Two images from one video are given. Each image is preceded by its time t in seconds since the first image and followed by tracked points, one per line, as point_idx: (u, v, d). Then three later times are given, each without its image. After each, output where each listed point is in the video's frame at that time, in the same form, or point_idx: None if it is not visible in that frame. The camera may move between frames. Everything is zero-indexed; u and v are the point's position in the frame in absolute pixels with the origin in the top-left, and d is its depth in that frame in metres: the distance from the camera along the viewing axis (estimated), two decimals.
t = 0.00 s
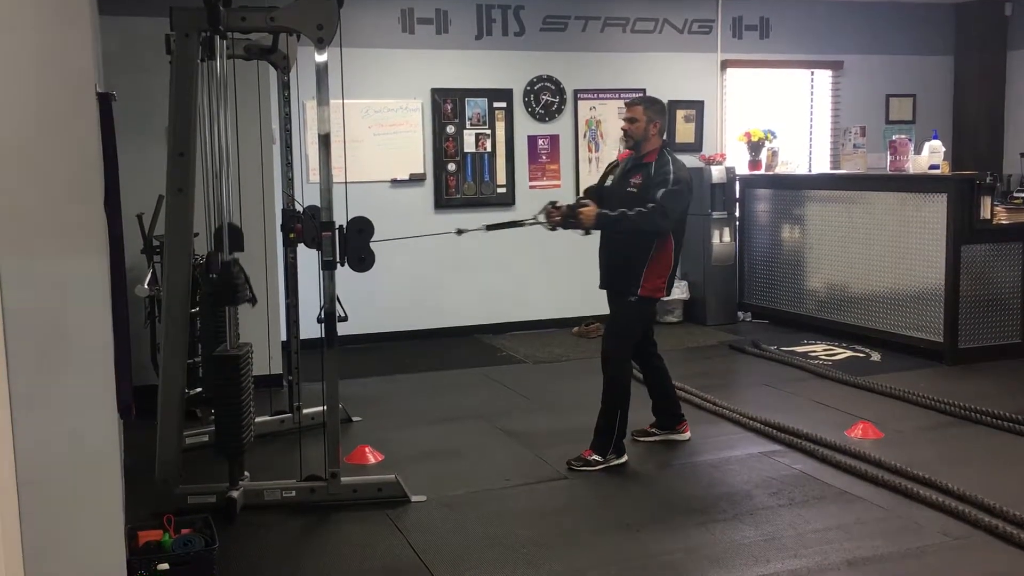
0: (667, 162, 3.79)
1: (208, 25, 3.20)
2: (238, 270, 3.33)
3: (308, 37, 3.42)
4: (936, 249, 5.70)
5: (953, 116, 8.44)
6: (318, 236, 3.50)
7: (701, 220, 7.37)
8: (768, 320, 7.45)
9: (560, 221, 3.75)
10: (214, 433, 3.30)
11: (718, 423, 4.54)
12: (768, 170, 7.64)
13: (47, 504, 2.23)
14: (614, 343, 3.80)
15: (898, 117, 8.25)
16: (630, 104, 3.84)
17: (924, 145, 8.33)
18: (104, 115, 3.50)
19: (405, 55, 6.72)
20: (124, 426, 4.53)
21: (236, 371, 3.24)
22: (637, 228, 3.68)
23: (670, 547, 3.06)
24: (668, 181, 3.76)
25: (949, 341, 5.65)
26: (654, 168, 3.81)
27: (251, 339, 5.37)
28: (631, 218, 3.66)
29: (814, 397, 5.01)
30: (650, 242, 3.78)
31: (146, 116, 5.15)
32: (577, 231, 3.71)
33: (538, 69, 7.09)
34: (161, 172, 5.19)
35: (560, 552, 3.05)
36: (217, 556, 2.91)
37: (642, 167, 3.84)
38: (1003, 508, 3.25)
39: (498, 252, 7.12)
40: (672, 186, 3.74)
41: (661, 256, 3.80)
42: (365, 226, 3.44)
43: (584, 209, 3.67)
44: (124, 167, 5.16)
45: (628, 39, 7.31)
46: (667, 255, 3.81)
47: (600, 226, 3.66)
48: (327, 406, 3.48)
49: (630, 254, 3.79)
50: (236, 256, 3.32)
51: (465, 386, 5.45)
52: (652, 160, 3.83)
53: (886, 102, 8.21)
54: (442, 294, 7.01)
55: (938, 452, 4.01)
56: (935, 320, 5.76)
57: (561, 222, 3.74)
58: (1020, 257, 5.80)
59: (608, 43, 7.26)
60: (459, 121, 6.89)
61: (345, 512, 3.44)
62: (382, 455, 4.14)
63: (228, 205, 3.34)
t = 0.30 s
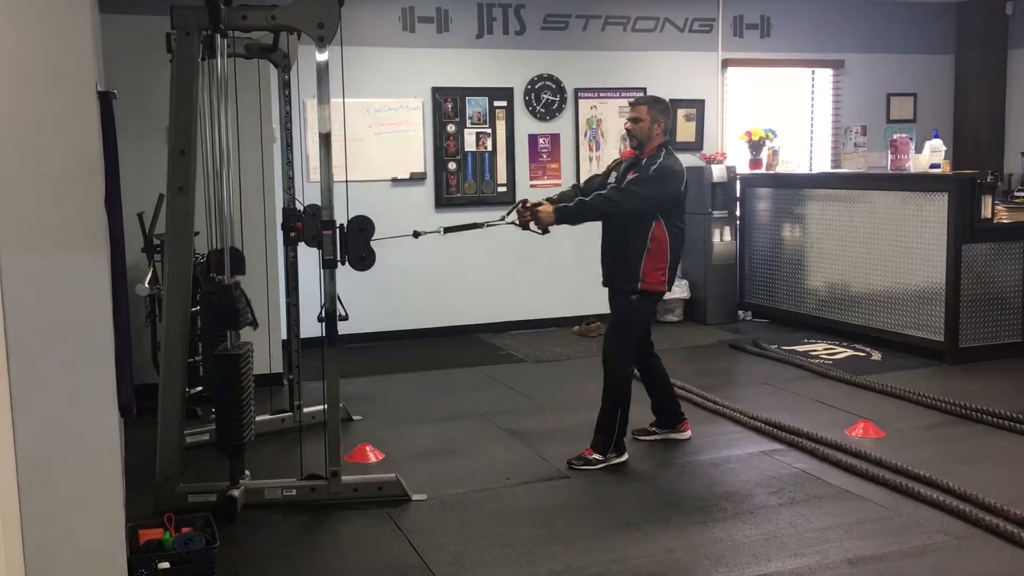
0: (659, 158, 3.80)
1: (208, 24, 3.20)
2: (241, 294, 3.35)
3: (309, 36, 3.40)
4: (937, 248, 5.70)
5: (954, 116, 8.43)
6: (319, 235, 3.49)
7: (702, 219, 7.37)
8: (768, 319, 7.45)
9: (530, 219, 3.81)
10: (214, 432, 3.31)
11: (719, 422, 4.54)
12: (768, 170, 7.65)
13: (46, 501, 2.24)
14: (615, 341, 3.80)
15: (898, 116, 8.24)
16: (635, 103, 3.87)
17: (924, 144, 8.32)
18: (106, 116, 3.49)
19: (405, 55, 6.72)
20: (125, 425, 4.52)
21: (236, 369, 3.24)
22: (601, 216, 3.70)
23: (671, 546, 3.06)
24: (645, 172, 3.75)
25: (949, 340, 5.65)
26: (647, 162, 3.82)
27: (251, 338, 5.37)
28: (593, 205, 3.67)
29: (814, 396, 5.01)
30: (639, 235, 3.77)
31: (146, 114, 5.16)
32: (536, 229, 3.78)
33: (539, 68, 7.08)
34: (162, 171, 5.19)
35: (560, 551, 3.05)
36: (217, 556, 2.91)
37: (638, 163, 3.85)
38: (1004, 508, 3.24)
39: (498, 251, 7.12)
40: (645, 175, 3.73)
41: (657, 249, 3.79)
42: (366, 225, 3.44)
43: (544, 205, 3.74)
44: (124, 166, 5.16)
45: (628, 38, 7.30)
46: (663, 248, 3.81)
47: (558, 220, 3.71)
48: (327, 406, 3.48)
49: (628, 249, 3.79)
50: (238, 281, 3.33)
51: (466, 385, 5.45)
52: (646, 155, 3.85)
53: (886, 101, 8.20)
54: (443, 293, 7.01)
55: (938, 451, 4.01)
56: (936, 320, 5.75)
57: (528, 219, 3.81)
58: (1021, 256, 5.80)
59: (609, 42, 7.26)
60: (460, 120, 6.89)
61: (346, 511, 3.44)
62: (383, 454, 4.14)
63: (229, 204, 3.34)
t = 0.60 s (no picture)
0: (668, 160, 3.79)
1: (208, 24, 3.20)
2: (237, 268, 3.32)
3: (309, 36, 3.40)
4: (937, 248, 5.70)
5: (953, 116, 8.44)
6: (318, 235, 3.48)
7: (701, 219, 7.37)
8: (768, 319, 7.45)
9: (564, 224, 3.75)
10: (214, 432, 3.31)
11: (719, 422, 4.54)
12: (768, 170, 7.64)
13: (47, 501, 2.25)
14: (614, 341, 3.80)
15: (898, 116, 8.24)
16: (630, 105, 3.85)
17: (924, 144, 8.33)
18: (105, 115, 3.50)
19: (405, 54, 6.72)
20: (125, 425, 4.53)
21: (236, 370, 3.24)
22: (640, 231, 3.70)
23: (671, 546, 3.06)
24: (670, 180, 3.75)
25: (949, 340, 5.65)
26: (654, 165, 3.81)
27: (250, 337, 5.37)
28: (636, 222, 3.67)
29: (813, 396, 5.01)
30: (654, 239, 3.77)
31: (145, 114, 5.15)
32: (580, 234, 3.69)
33: (539, 68, 7.08)
34: (161, 171, 5.18)
35: (560, 551, 3.05)
36: (217, 555, 2.91)
37: (645, 165, 3.84)
38: (1003, 508, 3.25)
39: (497, 251, 7.12)
40: (674, 185, 3.73)
41: (658, 253, 3.79)
42: (366, 224, 3.45)
43: (588, 213, 3.64)
44: (124, 166, 5.16)
45: (628, 37, 7.30)
46: (664, 252, 3.81)
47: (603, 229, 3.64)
48: (327, 406, 3.47)
49: (629, 250, 3.79)
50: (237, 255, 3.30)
51: (465, 384, 5.45)
52: (655, 157, 3.84)
53: (886, 101, 8.20)
54: (443, 292, 7.01)
55: (938, 451, 4.01)
56: (936, 320, 5.75)
57: (564, 225, 3.73)
58: (1021, 256, 5.80)
59: (609, 42, 7.26)
60: (460, 120, 6.89)
61: (345, 511, 3.44)
62: (382, 454, 4.14)
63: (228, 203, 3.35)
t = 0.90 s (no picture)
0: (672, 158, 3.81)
1: (208, 23, 3.20)
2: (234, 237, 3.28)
3: (309, 36, 3.39)
4: (936, 249, 5.70)
5: (953, 117, 8.45)
6: (318, 235, 3.48)
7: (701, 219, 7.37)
8: (767, 320, 7.45)
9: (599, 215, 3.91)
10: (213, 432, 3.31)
11: (718, 422, 4.54)
12: (767, 170, 7.65)
13: (46, 501, 2.24)
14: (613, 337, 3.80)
15: (897, 117, 8.25)
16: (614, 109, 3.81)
17: (923, 144, 8.34)
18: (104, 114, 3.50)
19: (405, 54, 6.72)
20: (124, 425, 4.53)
21: (235, 370, 3.24)
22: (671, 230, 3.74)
23: (669, 546, 3.06)
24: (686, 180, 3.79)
25: (948, 340, 5.66)
26: (658, 164, 3.82)
27: (249, 337, 5.37)
28: (674, 221, 3.71)
29: (812, 396, 5.01)
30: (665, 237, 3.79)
31: (144, 113, 5.15)
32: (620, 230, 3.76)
33: (539, 68, 7.08)
34: (161, 170, 5.18)
35: (558, 551, 3.05)
36: (215, 555, 2.90)
37: (644, 165, 3.83)
38: (1002, 509, 3.25)
39: (496, 251, 7.12)
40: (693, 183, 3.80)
41: (661, 249, 3.80)
42: (365, 225, 3.45)
43: (631, 208, 3.70)
44: (124, 165, 5.15)
45: (627, 38, 7.31)
46: (665, 248, 3.81)
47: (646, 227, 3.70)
48: (326, 406, 3.47)
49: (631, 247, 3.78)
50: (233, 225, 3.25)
51: (465, 384, 5.45)
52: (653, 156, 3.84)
53: (885, 102, 8.21)
54: (441, 292, 7.01)
55: (937, 452, 4.01)
56: (934, 321, 5.76)
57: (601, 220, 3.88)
58: (1019, 257, 5.81)
59: (608, 42, 7.26)
60: (459, 120, 6.89)
61: (344, 511, 3.44)
62: (381, 454, 4.14)
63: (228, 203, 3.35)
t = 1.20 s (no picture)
0: (658, 161, 3.79)
1: (207, 24, 3.20)
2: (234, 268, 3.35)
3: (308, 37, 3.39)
4: (935, 250, 5.71)
5: (952, 118, 8.46)
6: (317, 235, 3.48)
7: (700, 220, 7.37)
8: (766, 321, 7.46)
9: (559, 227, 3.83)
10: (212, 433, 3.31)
11: (717, 423, 4.54)
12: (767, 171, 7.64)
13: (45, 501, 2.24)
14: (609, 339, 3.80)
15: (897, 118, 8.26)
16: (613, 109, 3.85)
17: (923, 145, 8.34)
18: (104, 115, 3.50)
19: (404, 54, 6.72)
20: (123, 425, 4.52)
21: (234, 370, 3.24)
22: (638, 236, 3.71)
23: (668, 547, 3.06)
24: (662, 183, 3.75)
25: (946, 341, 5.66)
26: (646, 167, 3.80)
27: (249, 337, 5.37)
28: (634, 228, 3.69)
29: (811, 397, 5.01)
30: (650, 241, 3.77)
31: (143, 113, 5.15)
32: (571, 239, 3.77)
33: (539, 68, 7.09)
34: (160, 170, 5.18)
35: (557, 551, 3.05)
36: (214, 555, 2.90)
37: (635, 167, 3.82)
38: (1001, 510, 3.25)
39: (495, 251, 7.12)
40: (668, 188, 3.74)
41: (654, 254, 3.81)
42: (364, 225, 3.45)
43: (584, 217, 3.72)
44: (123, 165, 5.15)
45: (627, 38, 7.31)
46: (660, 253, 3.83)
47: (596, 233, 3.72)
48: (325, 406, 3.47)
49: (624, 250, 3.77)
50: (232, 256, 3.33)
51: (464, 385, 5.45)
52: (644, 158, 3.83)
53: (885, 103, 8.22)
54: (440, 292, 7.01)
55: (936, 453, 4.01)
56: (933, 322, 5.76)
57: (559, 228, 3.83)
58: (1019, 258, 5.81)
59: (608, 43, 7.27)
60: (458, 120, 6.89)
61: (343, 511, 3.44)
62: (381, 454, 4.14)
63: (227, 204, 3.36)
